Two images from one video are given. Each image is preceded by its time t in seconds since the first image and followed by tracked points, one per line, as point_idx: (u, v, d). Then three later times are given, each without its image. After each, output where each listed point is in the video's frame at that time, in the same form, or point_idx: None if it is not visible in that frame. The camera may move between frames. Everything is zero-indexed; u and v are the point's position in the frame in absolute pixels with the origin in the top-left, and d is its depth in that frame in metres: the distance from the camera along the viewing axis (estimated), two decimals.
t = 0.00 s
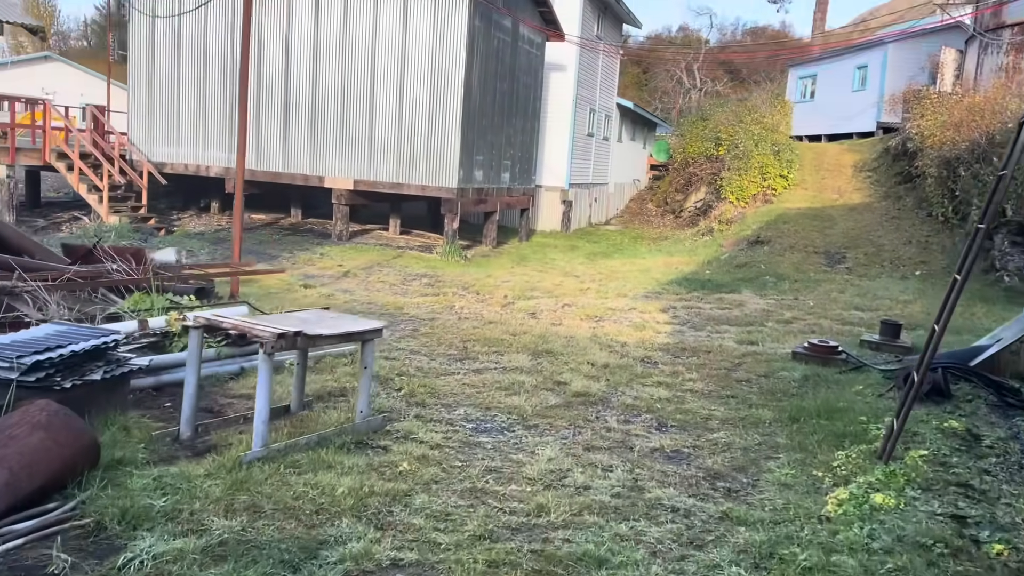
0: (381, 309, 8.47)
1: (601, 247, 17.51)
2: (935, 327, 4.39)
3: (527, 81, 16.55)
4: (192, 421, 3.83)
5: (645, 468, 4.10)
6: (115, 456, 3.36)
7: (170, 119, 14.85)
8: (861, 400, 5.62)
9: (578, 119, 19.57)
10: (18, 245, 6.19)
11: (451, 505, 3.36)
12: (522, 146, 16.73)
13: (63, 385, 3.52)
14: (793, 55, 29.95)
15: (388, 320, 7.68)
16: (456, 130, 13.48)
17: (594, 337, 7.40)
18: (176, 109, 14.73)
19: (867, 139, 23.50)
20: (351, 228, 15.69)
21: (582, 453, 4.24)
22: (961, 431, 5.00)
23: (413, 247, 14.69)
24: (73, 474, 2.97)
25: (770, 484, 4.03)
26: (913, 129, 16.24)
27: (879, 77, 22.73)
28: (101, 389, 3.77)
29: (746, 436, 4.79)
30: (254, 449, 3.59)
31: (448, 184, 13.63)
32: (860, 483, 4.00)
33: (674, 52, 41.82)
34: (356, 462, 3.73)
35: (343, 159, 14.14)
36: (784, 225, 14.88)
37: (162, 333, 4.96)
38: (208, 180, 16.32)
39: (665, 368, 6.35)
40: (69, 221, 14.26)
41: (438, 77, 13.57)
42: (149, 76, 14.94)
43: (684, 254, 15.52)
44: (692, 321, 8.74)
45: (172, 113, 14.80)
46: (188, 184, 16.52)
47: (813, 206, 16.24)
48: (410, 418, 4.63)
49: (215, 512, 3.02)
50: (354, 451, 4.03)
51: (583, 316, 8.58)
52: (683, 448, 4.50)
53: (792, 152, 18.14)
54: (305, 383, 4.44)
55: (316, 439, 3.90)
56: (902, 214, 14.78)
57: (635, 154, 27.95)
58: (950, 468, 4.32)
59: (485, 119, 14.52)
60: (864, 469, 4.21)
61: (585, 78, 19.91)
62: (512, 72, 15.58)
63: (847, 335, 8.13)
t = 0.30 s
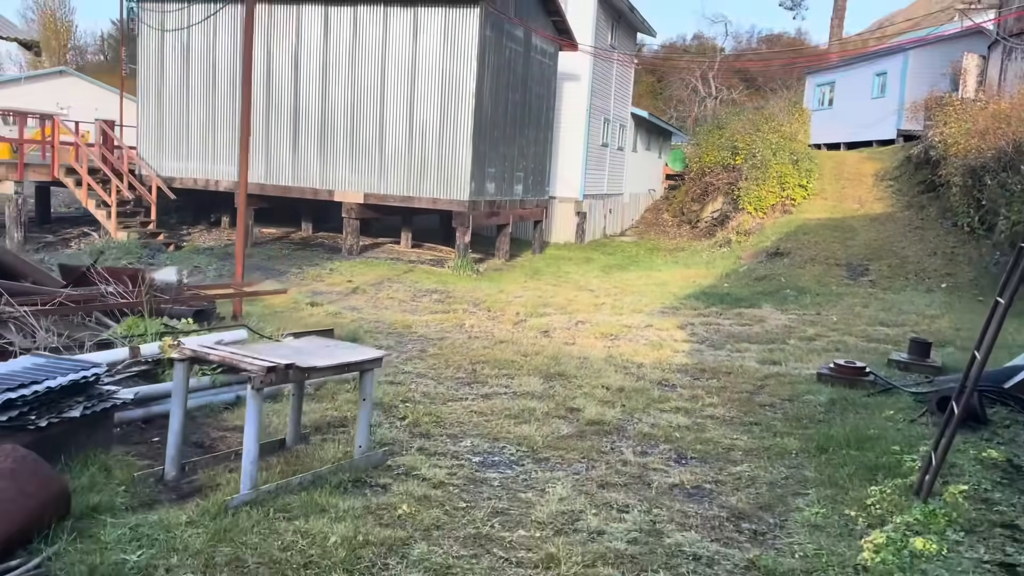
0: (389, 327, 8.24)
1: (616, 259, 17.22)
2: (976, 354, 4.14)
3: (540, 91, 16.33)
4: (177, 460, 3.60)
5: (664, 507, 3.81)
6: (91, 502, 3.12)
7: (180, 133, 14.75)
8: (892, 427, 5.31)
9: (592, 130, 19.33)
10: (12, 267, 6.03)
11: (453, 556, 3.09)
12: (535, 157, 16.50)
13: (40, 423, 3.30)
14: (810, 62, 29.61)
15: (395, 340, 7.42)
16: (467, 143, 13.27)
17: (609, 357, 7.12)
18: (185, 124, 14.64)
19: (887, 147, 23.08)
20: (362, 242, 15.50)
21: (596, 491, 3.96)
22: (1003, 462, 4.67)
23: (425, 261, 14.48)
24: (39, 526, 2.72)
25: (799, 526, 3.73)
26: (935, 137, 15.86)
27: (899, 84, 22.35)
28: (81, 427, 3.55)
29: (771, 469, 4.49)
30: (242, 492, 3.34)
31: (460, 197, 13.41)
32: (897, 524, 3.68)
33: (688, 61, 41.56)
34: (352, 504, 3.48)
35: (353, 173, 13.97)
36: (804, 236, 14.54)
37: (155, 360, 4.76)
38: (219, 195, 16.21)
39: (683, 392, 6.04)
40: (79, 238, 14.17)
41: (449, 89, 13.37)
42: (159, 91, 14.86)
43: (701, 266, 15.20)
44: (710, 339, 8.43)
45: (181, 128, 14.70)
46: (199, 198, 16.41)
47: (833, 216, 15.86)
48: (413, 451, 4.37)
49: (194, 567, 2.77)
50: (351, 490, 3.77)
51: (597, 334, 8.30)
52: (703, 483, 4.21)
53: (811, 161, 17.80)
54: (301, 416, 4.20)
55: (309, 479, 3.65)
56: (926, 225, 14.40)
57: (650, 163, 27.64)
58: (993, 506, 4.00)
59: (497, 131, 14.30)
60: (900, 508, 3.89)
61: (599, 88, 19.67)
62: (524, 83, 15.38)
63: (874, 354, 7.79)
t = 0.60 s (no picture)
0: (396, 339, 8.01)
1: (629, 265, 16.94)
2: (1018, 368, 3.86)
3: (551, 96, 16.10)
4: (161, 489, 3.37)
5: (682, 536, 3.55)
6: (64, 539, 2.91)
7: (188, 142, 14.61)
8: (923, 443, 5.01)
9: (604, 134, 19.06)
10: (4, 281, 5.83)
11: None
12: (546, 163, 16.26)
13: (12, 452, 3.12)
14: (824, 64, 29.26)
15: (401, 353, 7.18)
16: (477, 149, 13.05)
17: (623, 368, 6.85)
18: (193, 132, 14.50)
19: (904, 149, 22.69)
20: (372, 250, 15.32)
21: (608, 519, 3.70)
22: None
23: (435, 269, 14.28)
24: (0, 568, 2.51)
25: (829, 557, 3.45)
26: (955, 138, 15.50)
27: (916, 86, 21.98)
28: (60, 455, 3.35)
29: (797, 492, 4.21)
30: (227, 525, 3.11)
31: (470, 204, 13.19)
32: (936, 554, 3.37)
33: (700, 65, 41.28)
34: (346, 537, 3.24)
35: (362, 180, 13.77)
36: (822, 240, 14.20)
37: (144, 378, 4.55)
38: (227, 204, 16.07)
39: (702, 406, 5.74)
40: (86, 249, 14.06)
41: (459, 95, 13.16)
42: (166, 99, 14.73)
43: (717, 272, 14.89)
44: (728, 348, 8.13)
45: (189, 137, 14.56)
46: (207, 207, 16.27)
47: (852, 220, 15.50)
48: (415, 475, 4.12)
49: None
50: (346, 519, 3.53)
51: (610, 344, 8.03)
52: (724, 508, 3.94)
53: (827, 164, 17.46)
54: (296, 439, 3.96)
55: (301, 509, 3.42)
56: (947, 228, 14.05)
57: (663, 168, 27.33)
58: None
59: (508, 137, 14.07)
60: (938, 535, 3.57)
61: (611, 92, 19.42)
62: (535, 87, 15.16)
63: (899, 364, 7.47)
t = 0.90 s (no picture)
0: (397, 354, 7.77)
1: (638, 273, 16.67)
2: None
3: (557, 101, 15.85)
4: (132, 531, 3.12)
5: None
6: None
7: (189, 151, 14.44)
8: (951, 468, 4.71)
9: (611, 139, 18.81)
10: None
11: None
12: (552, 169, 16.02)
13: None
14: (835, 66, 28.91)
15: (402, 369, 6.94)
16: (482, 157, 12.82)
17: (631, 385, 6.60)
18: (194, 141, 14.33)
19: (917, 152, 22.34)
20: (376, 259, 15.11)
21: (615, 559, 3.44)
22: None
23: (440, 278, 14.06)
24: None
25: None
26: (971, 141, 15.17)
27: (928, 87, 21.63)
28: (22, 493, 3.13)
29: (818, 525, 3.93)
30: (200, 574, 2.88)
31: (475, 213, 12.96)
32: None
33: (708, 68, 41.00)
34: None
35: (365, 189, 13.56)
36: (835, 246, 13.89)
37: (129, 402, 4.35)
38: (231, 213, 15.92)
39: (713, 426, 5.48)
40: (88, 260, 13.92)
41: (463, 101, 12.95)
42: (167, 108, 14.57)
43: (728, 279, 14.60)
44: (740, 362, 7.84)
45: (191, 146, 14.39)
46: (210, 217, 16.09)
47: (866, 225, 15.18)
48: (408, 508, 3.88)
49: None
50: (332, 561, 3.30)
51: (618, 357, 7.78)
52: (738, 545, 3.67)
53: (840, 168, 17.14)
54: (280, 471, 3.72)
55: (282, 551, 3.19)
56: (964, 233, 13.72)
57: (671, 173, 27.03)
58: None
59: (513, 143, 13.84)
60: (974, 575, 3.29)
61: (618, 96, 19.16)
62: (541, 93, 14.92)
63: (919, 378, 7.17)
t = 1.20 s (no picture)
0: (399, 364, 7.53)
1: (645, 277, 16.41)
2: None
3: (562, 103, 15.61)
4: (104, 567, 2.89)
5: None
6: None
7: (190, 156, 14.26)
8: (985, 486, 4.43)
9: (618, 141, 18.57)
10: None
11: None
12: (558, 172, 15.78)
13: None
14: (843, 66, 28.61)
15: (403, 381, 6.68)
16: (486, 160, 12.58)
17: (641, 396, 6.34)
18: (195, 146, 14.15)
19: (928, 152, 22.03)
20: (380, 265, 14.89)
21: None
22: None
23: (444, 283, 13.83)
24: None
25: None
26: (985, 141, 14.86)
27: (939, 87, 21.33)
28: None
29: (845, 551, 3.66)
30: None
31: (479, 217, 12.72)
32: None
33: (714, 70, 40.77)
34: None
35: (367, 193, 13.34)
36: (848, 249, 13.60)
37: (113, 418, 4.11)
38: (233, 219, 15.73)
39: (729, 441, 5.22)
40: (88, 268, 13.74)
41: (466, 104, 12.72)
42: (168, 112, 14.39)
43: (738, 283, 14.33)
44: (754, 371, 7.56)
45: (191, 151, 14.21)
46: (211, 223, 15.88)
47: (878, 227, 14.88)
48: (405, 535, 3.62)
49: None
50: None
51: (628, 367, 7.52)
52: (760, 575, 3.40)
53: (851, 168, 16.84)
54: (269, 497, 3.47)
55: None
56: (980, 235, 13.42)
57: (678, 175, 26.76)
58: None
59: (518, 146, 13.60)
60: None
61: (624, 97, 18.91)
62: (546, 95, 14.68)
63: (941, 388, 6.88)
